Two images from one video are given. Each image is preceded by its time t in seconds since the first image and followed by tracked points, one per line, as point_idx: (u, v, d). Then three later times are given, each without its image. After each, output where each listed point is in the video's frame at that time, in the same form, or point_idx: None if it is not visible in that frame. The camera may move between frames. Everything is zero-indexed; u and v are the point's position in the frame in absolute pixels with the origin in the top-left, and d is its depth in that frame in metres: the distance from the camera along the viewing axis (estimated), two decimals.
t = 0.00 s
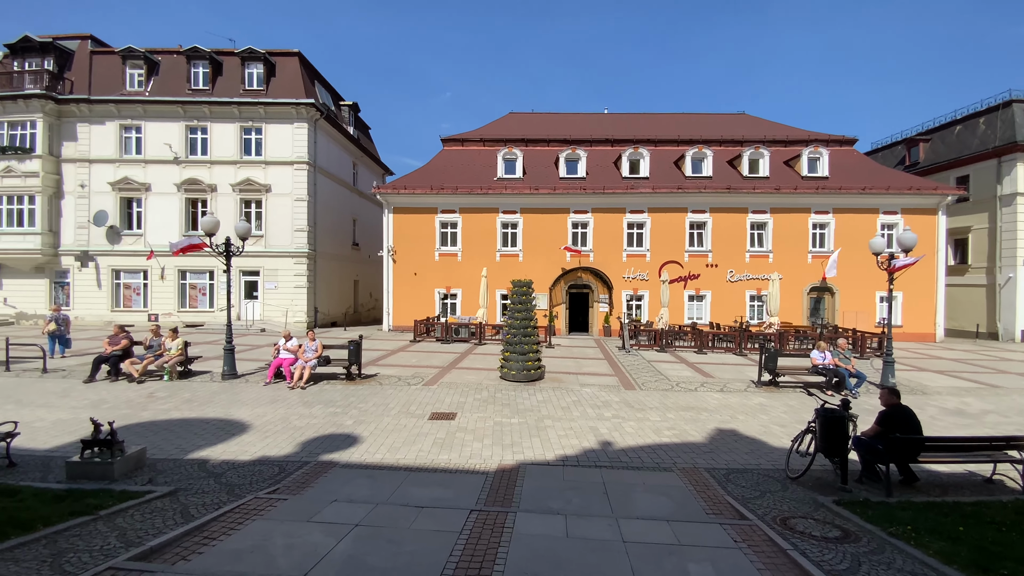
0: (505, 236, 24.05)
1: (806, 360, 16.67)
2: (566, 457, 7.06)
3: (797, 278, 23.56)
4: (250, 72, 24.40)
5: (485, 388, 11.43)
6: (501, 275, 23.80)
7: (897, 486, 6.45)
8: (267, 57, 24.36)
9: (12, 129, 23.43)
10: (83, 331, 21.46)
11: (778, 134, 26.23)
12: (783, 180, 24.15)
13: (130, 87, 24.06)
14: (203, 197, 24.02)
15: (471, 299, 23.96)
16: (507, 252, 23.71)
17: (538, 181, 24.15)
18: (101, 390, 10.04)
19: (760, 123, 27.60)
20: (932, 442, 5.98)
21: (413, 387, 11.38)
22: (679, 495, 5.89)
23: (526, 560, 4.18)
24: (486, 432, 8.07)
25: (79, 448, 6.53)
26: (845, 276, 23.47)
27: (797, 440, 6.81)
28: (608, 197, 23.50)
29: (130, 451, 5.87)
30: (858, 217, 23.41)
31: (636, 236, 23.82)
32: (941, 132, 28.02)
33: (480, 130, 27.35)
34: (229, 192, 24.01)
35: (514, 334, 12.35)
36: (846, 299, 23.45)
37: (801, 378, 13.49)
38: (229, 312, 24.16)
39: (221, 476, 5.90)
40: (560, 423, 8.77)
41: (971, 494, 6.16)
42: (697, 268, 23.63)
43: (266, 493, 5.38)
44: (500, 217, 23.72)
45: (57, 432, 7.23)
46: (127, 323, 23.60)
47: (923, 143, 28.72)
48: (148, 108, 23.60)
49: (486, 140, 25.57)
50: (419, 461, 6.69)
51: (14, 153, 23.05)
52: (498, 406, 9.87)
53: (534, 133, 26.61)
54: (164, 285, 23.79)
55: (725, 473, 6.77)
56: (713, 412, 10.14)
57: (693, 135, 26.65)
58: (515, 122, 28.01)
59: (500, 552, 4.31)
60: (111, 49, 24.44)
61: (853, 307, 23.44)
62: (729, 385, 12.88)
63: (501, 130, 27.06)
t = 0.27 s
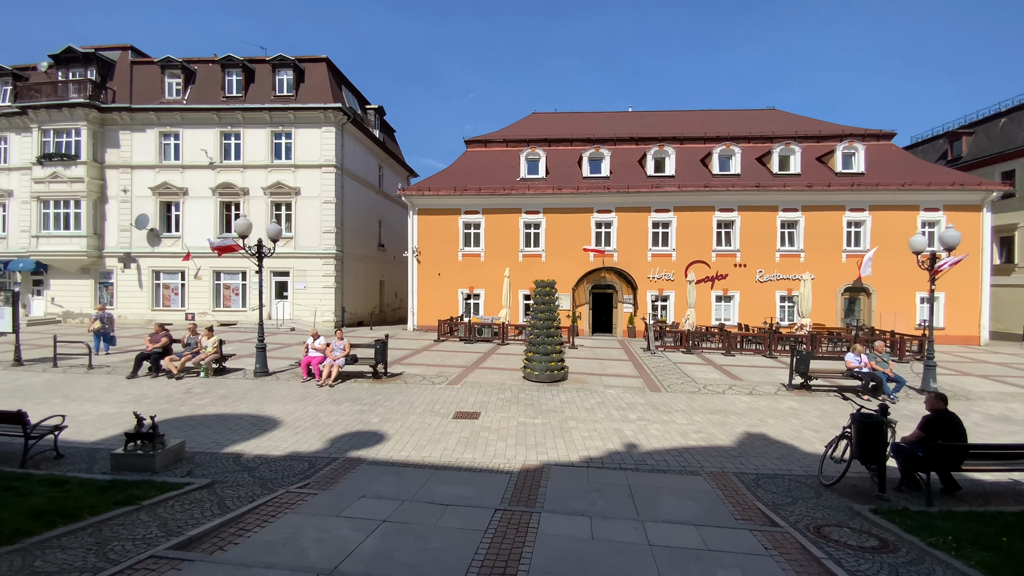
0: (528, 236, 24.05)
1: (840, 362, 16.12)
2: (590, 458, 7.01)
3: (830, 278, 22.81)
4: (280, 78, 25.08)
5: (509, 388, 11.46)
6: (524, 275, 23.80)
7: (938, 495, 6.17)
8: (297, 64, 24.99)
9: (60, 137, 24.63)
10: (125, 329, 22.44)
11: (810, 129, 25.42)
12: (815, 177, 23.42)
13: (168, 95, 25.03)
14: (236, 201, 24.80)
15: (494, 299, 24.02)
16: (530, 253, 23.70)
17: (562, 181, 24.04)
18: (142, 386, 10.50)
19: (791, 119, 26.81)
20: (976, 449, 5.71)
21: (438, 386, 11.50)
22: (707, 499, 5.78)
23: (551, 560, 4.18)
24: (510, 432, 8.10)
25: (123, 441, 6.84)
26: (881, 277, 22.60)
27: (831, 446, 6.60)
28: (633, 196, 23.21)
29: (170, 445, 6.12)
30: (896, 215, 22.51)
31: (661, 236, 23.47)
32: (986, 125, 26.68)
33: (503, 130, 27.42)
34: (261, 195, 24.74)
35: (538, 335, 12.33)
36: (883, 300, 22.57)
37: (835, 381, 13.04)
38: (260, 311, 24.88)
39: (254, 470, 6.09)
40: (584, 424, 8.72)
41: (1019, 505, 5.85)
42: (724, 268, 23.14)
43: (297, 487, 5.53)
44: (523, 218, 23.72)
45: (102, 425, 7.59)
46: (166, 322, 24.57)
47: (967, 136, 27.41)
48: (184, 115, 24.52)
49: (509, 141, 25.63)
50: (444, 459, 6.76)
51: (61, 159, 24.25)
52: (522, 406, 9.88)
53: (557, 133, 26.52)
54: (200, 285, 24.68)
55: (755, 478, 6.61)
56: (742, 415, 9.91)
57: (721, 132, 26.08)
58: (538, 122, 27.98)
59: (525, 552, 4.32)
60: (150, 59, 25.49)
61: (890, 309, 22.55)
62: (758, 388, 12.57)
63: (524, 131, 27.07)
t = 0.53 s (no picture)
0: (551, 236, 23.98)
1: (877, 366, 15.52)
2: (615, 460, 6.95)
3: (866, 278, 21.98)
4: (310, 83, 25.71)
5: (532, 388, 11.45)
6: (547, 275, 23.74)
7: (984, 505, 5.88)
8: (325, 69, 25.57)
9: (104, 143, 25.81)
10: (164, 327, 23.39)
11: (845, 124, 24.52)
12: (850, 173, 22.61)
13: (204, 102, 25.97)
14: (268, 203, 25.55)
15: (517, 299, 24.02)
16: (554, 252, 23.63)
17: (585, 180, 23.88)
18: (180, 381, 10.93)
19: (824, 113, 25.94)
20: None
21: (462, 385, 11.60)
22: (736, 503, 5.66)
23: (577, 561, 4.17)
24: (533, 432, 8.09)
25: (162, 434, 7.12)
26: (921, 277, 21.67)
27: (868, 452, 6.36)
28: (658, 195, 22.87)
29: (207, 438, 6.35)
30: (938, 212, 21.54)
31: (687, 235, 23.06)
32: None
33: (527, 130, 27.42)
34: (291, 198, 25.41)
35: (561, 335, 12.29)
36: (923, 301, 21.64)
37: (871, 385, 12.56)
38: (290, 310, 25.55)
39: (286, 464, 6.26)
40: (608, 426, 8.65)
41: None
42: (753, 268, 22.57)
43: (326, 482, 5.67)
44: (546, 217, 23.66)
45: (144, 418, 7.93)
46: (202, 320, 25.49)
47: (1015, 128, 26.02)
48: (219, 121, 25.39)
49: (532, 141, 25.63)
50: (468, 458, 6.81)
51: (106, 165, 25.40)
52: (546, 406, 9.86)
53: (581, 132, 26.35)
54: (233, 285, 25.52)
55: (786, 484, 6.43)
56: (772, 419, 9.65)
57: (750, 128, 25.43)
58: (562, 122, 27.87)
59: (550, 552, 4.32)
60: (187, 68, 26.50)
61: (931, 310, 21.61)
62: (789, 391, 12.21)
63: (548, 130, 27.00)
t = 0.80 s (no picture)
0: (574, 235, 23.85)
1: (916, 369, 14.89)
2: (640, 462, 6.86)
3: (904, 279, 21.12)
4: (337, 87, 26.27)
5: (556, 388, 11.41)
6: (571, 275, 23.61)
7: None
8: (352, 73, 26.08)
9: (145, 149, 26.93)
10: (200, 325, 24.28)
11: (882, 117, 23.57)
12: (887, 169, 21.75)
13: (238, 108, 26.83)
14: (298, 205, 26.22)
15: (540, 299, 23.94)
16: (577, 252, 23.48)
17: (610, 178, 23.65)
18: (215, 377, 11.32)
19: (859, 107, 24.99)
20: None
21: (486, 384, 11.66)
22: (766, 509, 5.52)
23: (602, 562, 4.14)
24: (557, 432, 8.07)
25: (199, 428, 7.40)
26: (965, 277, 20.70)
27: (906, 459, 6.08)
28: (685, 193, 22.46)
29: (242, 432, 6.57)
30: (983, 208, 20.53)
31: (715, 234, 22.58)
32: None
33: (551, 130, 27.33)
34: (319, 199, 26.01)
35: (585, 335, 12.22)
36: (967, 303, 20.66)
37: (910, 390, 12.05)
38: (319, 309, 26.16)
39: (316, 459, 6.42)
40: (633, 427, 8.54)
41: None
42: (784, 268, 21.95)
43: (355, 477, 5.78)
44: (570, 217, 23.54)
45: (182, 412, 8.25)
46: (236, 319, 26.36)
47: None
48: (252, 125, 26.18)
49: (556, 140, 25.55)
50: (492, 456, 6.84)
51: (146, 169, 26.50)
52: (569, 406, 9.81)
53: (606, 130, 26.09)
54: (265, 285, 26.28)
55: (820, 490, 6.23)
56: (804, 423, 9.36)
57: (780, 123, 24.71)
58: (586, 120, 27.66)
59: (575, 552, 4.31)
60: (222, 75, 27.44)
61: (975, 312, 20.62)
62: (822, 394, 11.82)
63: (571, 129, 26.85)
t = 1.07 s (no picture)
0: (597, 234, 23.65)
1: (958, 373, 14.23)
2: (667, 464, 6.75)
3: (945, 278, 20.21)
4: (363, 90, 26.72)
5: (579, 389, 11.34)
6: (594, 274, 23.41)
7: None
8: (377, 76, 26.47)
9: (182, 154, 27.96)
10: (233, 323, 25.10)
11: (921, 109, 22.60)
12: (927, 163, 20.84)
13: (268, 113, 27.59)
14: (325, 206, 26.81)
15: (563, 299, 23.81)
16: (600, 251, 23.27)
17: (634, 176, 23.37)
18: (247, 374, 11.68)
19: (896, 99, 23.98)
20: None
21: (508, 383, 11.68)
22: (798, 514, 5.37)
23: (628, 564, 4.10)
24: (581, 432, 8.02)
25: (233, 422, 7.66)
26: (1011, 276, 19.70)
27: (949, 466, 5.83)
28: (711, 191, 22.01)
29: (274, 427, 6.75)
30: None
31: (743, 232, 22.06)
32: None
33: (574, 128, 27.17)
34: (346, 201, 26.53)
35: (609, 335, 12.11)
36: (1013, 303, 19.66)
37: (952, 394, 11.51)
38: (346, 308, 26.68)
39: (344, 454, 6.55)
40: (659, 429, 8.43)
41: None
42: (816, 267, 21.28)
43: (382, 473, 5.87)
44: (593, 216, 23.36)
45: (217, 407, 8.55)
46: (266, 317, 27.13)
47: None
48: (282, 129, 26.88)
49: (578, 138, 25.40)
50: (516, 455, 6.85)
51: (183, 174, 27.52)
52: (593, 406, 9.74)
53: (629, 128, 25.78)
54: (294, 284, 26.97)
55: (854, 497, 6.02)
56: (838, 427, 9.05)
57: (812, 117, 23.94)
58: (609, 118, 27.40)
59: (601, 553, 4.28)
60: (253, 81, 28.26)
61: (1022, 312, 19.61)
62: (857, 398, 11.41)
63: (594, 127, 26.64)
